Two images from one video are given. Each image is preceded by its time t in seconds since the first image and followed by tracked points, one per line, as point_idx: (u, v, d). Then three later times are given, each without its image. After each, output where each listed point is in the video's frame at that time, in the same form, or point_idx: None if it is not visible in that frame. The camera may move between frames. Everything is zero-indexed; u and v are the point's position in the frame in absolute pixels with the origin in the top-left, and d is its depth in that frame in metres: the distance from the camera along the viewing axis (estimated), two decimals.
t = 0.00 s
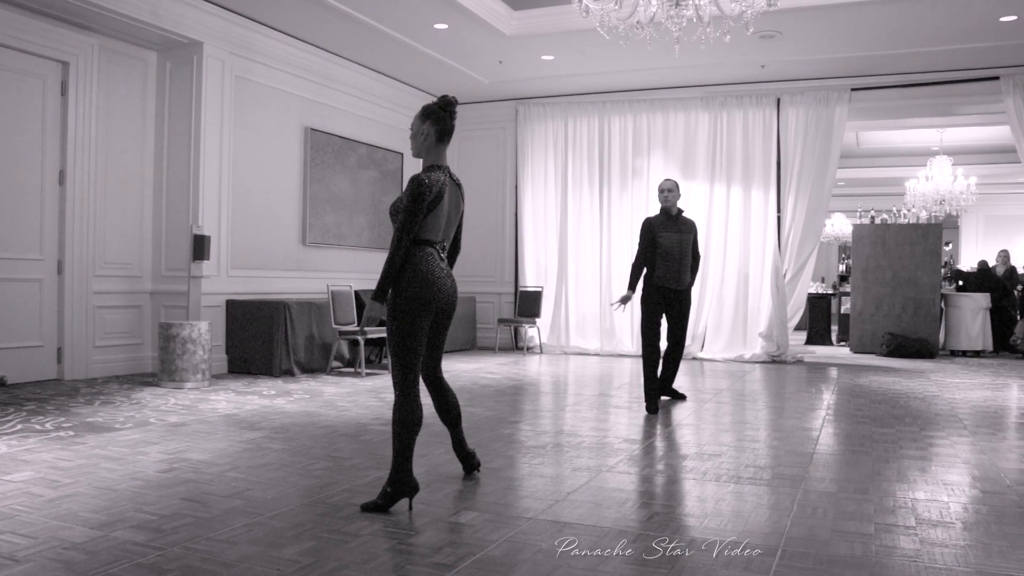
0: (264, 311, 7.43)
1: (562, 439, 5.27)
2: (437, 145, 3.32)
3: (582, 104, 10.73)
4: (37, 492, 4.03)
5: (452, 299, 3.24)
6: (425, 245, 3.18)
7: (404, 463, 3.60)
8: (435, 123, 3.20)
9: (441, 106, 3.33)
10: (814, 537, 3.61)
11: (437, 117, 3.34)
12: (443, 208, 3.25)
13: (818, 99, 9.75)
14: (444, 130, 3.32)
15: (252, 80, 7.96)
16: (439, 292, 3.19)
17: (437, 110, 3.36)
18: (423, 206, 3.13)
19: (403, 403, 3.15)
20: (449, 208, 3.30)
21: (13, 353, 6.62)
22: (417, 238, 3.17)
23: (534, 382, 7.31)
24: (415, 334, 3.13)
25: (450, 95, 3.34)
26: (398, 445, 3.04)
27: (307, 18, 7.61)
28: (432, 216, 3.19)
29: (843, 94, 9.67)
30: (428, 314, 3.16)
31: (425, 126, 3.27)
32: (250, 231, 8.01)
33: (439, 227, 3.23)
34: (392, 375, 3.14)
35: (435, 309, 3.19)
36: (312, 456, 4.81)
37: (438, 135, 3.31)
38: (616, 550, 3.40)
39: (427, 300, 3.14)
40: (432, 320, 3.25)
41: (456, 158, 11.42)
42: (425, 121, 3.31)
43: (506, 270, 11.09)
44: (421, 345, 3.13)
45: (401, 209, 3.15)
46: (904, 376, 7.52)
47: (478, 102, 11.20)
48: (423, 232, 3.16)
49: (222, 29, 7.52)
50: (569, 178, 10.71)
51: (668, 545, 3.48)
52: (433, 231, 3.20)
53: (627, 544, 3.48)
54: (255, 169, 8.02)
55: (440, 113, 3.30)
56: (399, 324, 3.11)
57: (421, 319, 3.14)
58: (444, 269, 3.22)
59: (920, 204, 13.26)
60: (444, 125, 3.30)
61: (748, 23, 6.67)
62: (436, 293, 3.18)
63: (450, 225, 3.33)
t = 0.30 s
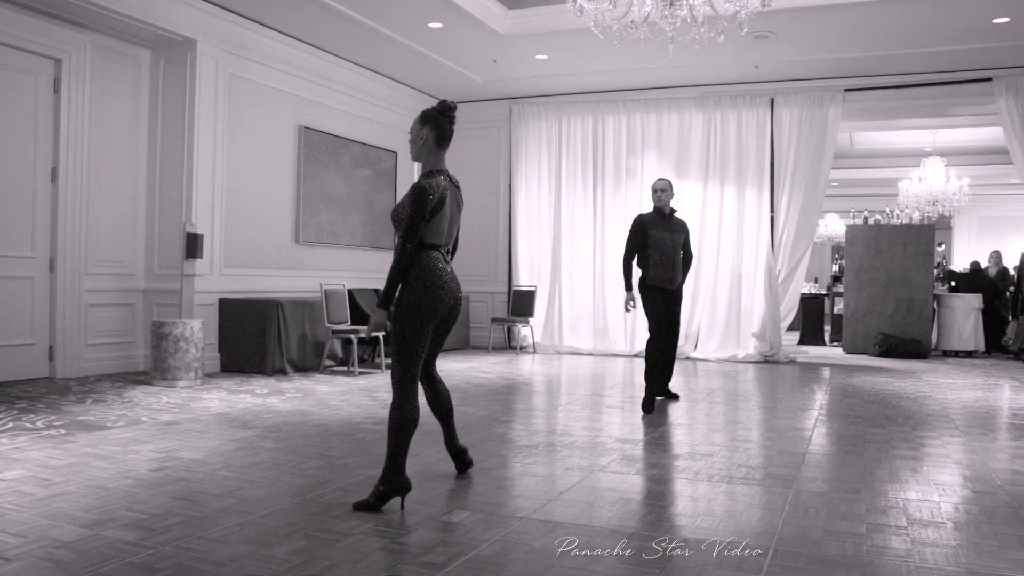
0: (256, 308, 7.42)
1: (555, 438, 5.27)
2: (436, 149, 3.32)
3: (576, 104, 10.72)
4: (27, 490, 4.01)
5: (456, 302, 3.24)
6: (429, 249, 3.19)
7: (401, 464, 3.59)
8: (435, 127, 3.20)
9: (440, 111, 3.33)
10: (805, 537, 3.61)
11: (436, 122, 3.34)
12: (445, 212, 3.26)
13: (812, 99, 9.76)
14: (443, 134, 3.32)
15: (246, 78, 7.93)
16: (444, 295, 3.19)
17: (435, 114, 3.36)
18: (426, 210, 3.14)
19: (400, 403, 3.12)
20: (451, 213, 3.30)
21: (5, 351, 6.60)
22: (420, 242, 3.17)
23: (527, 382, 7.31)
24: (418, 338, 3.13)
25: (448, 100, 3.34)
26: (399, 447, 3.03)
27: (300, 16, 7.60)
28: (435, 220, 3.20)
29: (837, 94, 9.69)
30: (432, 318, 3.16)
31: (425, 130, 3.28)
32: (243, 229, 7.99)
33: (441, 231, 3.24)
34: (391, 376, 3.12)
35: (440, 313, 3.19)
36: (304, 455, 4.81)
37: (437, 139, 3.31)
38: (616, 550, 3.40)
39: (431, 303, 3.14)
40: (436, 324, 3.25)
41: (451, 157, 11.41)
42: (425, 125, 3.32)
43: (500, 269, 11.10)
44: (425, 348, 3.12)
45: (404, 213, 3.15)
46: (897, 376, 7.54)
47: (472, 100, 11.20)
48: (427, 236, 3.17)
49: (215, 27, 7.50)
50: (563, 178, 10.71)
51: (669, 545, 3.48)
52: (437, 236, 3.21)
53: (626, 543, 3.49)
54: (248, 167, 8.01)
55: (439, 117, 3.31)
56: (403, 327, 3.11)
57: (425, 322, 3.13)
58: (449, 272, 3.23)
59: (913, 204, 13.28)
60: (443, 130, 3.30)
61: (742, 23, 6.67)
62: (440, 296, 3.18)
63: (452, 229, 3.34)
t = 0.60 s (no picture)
0: (245, 308, 7.37)
1: (547, 439, 5.23)
2: (427, 147, 3.27)
3: (567, 101, 10.67)
4: (12, 494, 3.96)
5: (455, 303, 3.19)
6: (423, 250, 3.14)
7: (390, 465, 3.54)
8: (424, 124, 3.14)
9: (431, 108, 3.27)
10: (799, 538, 3.57)
11: (427, 119, 3.28)
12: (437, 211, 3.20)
13: (805, 96, 9.73)
14: (435, 132, 3.26)
15: (234, 76, 7.87)
16: (440, 296, 3.14)
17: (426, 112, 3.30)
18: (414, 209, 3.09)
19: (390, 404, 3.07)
20: (441, 211, 3.24)
21: None
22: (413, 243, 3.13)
23: (519, 382, 7.26)
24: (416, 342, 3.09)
25: (439, 97, 3.28)
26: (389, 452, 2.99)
27: (290, 13, 7.54)
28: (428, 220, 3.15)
29: (830, 91, 9.66)
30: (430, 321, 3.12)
31: (415, 127, 3.21)
32: (232, 228, 7.93)
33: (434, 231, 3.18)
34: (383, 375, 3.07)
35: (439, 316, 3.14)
36: (294, 457, 4.76)
37: (429, 137, 3.26)
38: (617, 550, 3.38)
39: (425, 306, 3.10)
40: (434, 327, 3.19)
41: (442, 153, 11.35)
42: (415, 122, 3.26)
43: (492, 268, 11.06)
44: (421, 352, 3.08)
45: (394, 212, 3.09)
46: (892, 375, 7.50)
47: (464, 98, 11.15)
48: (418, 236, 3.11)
49: (203, 24, 7.44)
50: (555, 177, 10.67)
51: (668, 545, 3.45)
52: (428, 235, 3.15)
53: (626, 544, 3.46)
54: (236, 164, 7.95)
55: (430, 114, 3.25)
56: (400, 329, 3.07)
57: (423, 328, 3.10)
58: (446, 273, 3.18)
59: (908, 202, 13.27)
60: (434, 126, 3.24)
61: (735, 20, 6.64)
62: (440, 298, 3.14)
63: (445, 227, 3.28)
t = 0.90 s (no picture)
0: (238, 309, 7.31)
1: (545, 439, 5.17)
2: (415, 146, 3.21)
3: (564, 98, 10.61)
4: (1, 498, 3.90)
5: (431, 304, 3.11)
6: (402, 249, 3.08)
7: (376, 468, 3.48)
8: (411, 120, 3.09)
9: (420, 106, 3.23)
10: (799, 539, 3.52)
11: (416, 117, 3.23)
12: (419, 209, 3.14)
13: (805, 93, 9.66)
14: (422, 131, 3.21)
15: (227, 73, 7.81)
16: (416, 296, 3.07)
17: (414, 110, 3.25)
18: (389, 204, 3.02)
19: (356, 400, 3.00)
20: (423, 209, 3.18)
21: None
22: (390, 240, 3.06)
23: (517, 382, 7.20)
24: (387, 341, 3.02)
25: (428, 95, 3.23)
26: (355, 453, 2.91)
27: (284, 9, 7.49)
28: (408, 217, 3.08)
29: (830, 87, 9.59)
30: (404, 321, 3.04)
31: (403, 125, 3.16)
32: (225, 227, 7.87)
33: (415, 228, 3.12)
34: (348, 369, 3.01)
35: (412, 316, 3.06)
36: (288, 459, 4.70)
37: (416, 135, 3.20)
38: (618, 550, 3.34)
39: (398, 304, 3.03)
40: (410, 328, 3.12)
41: (438, 150, 11.28)
42: (403, 121, 3.21)
43: (488, 267, 11.00)
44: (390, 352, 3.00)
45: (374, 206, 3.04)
46: (893, 374, 7.44)
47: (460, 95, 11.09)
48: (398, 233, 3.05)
49: (195, 21, 7.39)
50: (551, 175, 10.61)
51: (668, 545, 3.42)
52: (408, 233, 3.09)
53: (626, 544, 3.42)
54: (229, 163, 7.88)
55: (418, 112, 3.20)
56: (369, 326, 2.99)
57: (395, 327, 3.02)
58: (424, 273, 3.10)
59: (908, 199, 13.21)
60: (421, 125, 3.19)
61: (733, 15, 6.58)
62: (415, 299, 3.07)
63: (428, 227, 3.22)
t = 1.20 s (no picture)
0: (237, 307, 7.29)
1: (544, 439, 5.14)
2: (410, 152, 3.18)
3: (564, 97, 10.58)
4: None
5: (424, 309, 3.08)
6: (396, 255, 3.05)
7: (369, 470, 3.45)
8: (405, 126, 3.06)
9: (414, 113, 3.20)
10: (800, 539, 3.50)
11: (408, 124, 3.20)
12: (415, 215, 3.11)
13: (806, 92, 9.63)
14: (417, 137, 3.18)
15: (225, 71, 7.79)
16: (407, 301, 3.03)
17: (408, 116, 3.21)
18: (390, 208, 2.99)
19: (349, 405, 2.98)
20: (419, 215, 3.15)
21: None
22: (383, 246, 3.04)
23: (516, 382, 7.17)
24: (376, 346, 3.00)
25: (422, 101, 3.19)
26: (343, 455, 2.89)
27: (283, 7, 7.46)
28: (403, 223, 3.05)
29: (831, 86, 9.56)
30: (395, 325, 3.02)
31: (396, 131, 3.13)
32: (223, 227, 7.84)
33: (409, 235, 3.09)
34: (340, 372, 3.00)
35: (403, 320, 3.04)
36: (287, 459, 4.68)
37: (411, 141, 3.16)
38: (618, 550, 3.32)
39: (394, 309, 3.00)
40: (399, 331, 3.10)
41: (437, 148, 11.24)
42: (397, 128, 3.17)
43: (487, 267, 10.98)
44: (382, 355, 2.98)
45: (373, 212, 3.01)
46: (894, 374, 7.42)
47: (459, 94, 11.06)
48: (392, 238, 3.02)
49: (193, 19, 7.37)
50: (551, 174, 10.58)
51: (669, 544, 3.41)
52: (403, 239, 3.06)
53: (626, 543, 3.41)
54: (227, 161, 7.86)
55: (412, 119, 3.16)
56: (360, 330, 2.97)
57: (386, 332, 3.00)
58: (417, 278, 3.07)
59: (910, 198, 13.18)
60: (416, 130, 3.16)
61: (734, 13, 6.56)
62: (406, 304, 3.03)
63: (422, 232, 3.19)
